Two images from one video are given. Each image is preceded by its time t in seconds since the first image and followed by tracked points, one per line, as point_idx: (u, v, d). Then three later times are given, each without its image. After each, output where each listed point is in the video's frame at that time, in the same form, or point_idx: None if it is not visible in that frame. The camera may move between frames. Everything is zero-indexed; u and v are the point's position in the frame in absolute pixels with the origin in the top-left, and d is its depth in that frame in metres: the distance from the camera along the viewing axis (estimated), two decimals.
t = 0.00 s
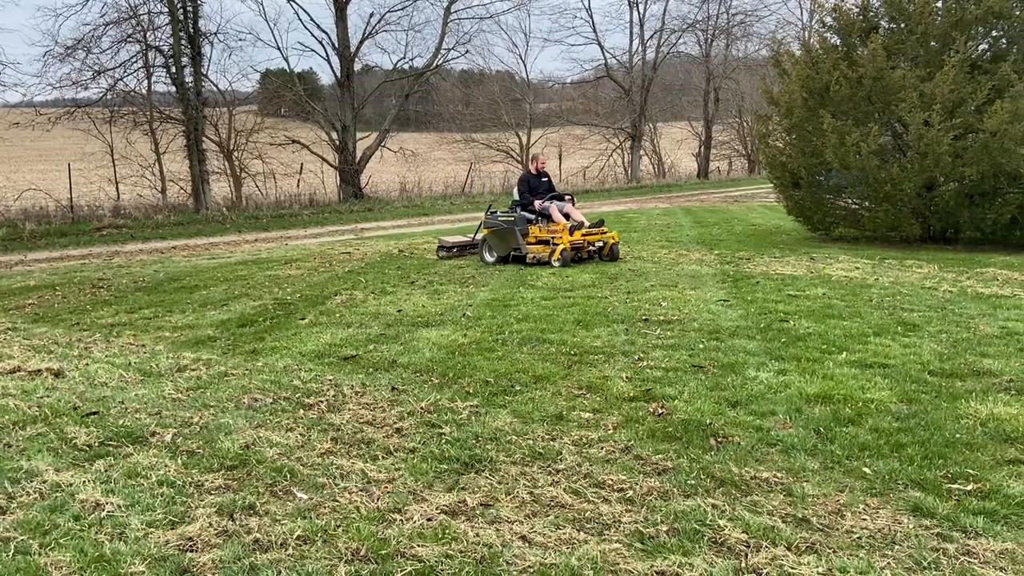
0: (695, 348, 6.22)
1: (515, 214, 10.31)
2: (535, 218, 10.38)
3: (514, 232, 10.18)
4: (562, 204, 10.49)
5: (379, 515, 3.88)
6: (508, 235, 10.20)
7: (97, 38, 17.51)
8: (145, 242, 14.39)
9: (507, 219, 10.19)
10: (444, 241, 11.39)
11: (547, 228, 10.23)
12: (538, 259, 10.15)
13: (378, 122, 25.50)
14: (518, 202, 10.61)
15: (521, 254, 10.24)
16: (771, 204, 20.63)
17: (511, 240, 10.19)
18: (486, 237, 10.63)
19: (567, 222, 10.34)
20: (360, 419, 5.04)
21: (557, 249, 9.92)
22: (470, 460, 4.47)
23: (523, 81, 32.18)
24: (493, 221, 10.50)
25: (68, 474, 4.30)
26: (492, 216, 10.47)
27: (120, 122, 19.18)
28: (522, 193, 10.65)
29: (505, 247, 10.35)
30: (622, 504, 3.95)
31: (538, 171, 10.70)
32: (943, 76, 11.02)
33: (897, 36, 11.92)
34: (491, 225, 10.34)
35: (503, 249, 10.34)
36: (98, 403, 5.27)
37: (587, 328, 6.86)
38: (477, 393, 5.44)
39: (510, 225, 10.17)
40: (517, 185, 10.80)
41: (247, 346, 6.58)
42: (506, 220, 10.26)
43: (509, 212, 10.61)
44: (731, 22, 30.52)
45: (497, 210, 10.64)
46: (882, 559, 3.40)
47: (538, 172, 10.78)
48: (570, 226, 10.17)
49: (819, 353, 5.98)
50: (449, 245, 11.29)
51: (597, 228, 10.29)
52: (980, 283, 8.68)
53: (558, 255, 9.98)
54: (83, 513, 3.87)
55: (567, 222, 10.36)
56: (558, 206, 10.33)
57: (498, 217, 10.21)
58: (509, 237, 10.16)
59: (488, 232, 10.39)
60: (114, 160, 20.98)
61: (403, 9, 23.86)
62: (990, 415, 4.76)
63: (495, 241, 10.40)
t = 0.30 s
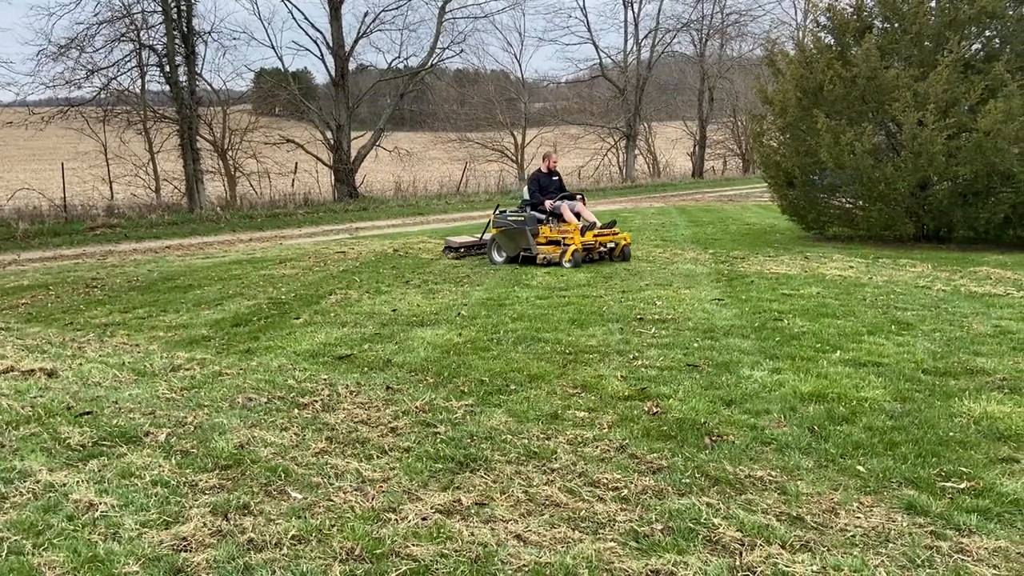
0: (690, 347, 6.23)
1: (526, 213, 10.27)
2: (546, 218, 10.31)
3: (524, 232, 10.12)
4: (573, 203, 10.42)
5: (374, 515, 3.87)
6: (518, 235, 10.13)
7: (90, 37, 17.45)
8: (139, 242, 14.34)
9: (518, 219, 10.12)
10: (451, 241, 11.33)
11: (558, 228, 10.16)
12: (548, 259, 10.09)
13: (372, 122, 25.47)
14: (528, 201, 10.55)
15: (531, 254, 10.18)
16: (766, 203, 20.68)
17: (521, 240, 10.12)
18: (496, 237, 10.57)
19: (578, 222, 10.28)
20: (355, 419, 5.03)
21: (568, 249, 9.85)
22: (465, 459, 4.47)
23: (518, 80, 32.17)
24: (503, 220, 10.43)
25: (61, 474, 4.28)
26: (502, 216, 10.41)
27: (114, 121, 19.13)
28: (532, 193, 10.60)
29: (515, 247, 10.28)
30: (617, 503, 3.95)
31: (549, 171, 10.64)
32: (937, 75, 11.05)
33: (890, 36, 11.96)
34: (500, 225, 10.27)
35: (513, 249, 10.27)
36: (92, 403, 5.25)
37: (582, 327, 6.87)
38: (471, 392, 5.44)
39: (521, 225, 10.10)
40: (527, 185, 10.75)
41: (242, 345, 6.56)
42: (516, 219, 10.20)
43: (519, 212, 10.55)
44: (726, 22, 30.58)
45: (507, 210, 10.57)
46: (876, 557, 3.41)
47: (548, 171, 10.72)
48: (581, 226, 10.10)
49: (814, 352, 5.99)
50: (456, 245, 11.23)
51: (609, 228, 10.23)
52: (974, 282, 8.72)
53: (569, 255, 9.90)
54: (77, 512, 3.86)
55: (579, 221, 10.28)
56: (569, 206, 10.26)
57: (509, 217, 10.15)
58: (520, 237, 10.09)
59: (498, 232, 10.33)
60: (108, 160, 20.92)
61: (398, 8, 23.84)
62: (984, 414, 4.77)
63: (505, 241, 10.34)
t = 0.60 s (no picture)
0: (684, 346, 6.23)
1: (537, 212, 10.15)
2: (557, 217, 10.20)
3: (536, 232, 10.00)
4: (585, 203, 10.31)
5: (368, 514, 3.87)
6: (529, 235, 10.02)
7: (83, 35, 17.37)
8: (132, 241, 14.30)
9: (530, 218, 10.00)
10: (457, 241, 11.12)
11: (570, 228, 10.06)
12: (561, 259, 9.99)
13: (367, 121, 25.44)
14: (539, 200, 10.43)
15: (543, 254, 10.07)
16: (760, 202, 20.72)
17: (532, 240, 10.03)
18: (506, 237, 10.46)
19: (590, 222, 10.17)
20: (350, 418, 5.03)
21: (582, 250, 9.75)
22: (460, 458, 4.47)
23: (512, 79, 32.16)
24: (514, 219, 10.32)
25: (55, 474, 4.26)
26: (512, 215, 10.29)
27: (107, 120, 19.05)
28: (543, 191, 10.47)
29: (526, 246, 10.17)
30: (611, 502, 3.96)
31: (560, 169, 10.50)
32: (930, 74, 11.08)
33: (884, 35, 11.98)
34: (511, 224, 10.15)
35: (524, 249, 10.16)
36: (85, 403, 5.23)
37: (577, 326, 6.87)
38: (466, 391, 5.44)
39: (532, 225, 9.99)
40: (537, 183, 10.62)
41: (236, 345, 6.55)
42: (528, 219, 10.09)
43: (529, 211, 10.44)
44: (720, 21, 30.61)
45: (518, 208, 10.45)
46: (869, 555, 3.42)
47: (559, 169, 10.59)
48: (594, 226, 10.01)
49: (807, 351, 6.00)
50: (463, 246, 11.03)
51: (622, 228, 10.16)
52: (967, 280, 8.75)
53: (582, 256, 9.80)
54: (70, 513, 3.85)
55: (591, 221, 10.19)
56: (581, 205, 10.15)
57: (520, 216, 10.03)
58: (531, 237, 9.99)
59: (509, 231, 10.22)
60: (100, 159, 20.82)
61: (392, 7, 23.79)
62: (977, 412, 4.79)
63: (516, 240, 10.23)
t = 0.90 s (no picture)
0: (678, 344, 6.24)
1: (548, 211, 10.02)
2: (569, 216, 10.05)
3: (548, 231, 9.88)
4: (597, 202, 10.15)
5: (361, 513, 3.86)
6: (541, 235, 9.90)
7: (75, 34, 17.29)
8: (125, 240, 14.24)
9: (541, 217, 9.86)
10: (463, 241, 11.01)
11: (582, 227, 9.92)
12: (574, 260, 9.84)
13: (360, 120, 25.39)
14: (550, 199, 10.28)
15: (555, 254, 9.94)
16: (754, 201, 20.74)
17: (544, 240, 9.91)
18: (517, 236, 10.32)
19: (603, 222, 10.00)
20: (343, 417, 5.02)
21: (595, 249, 9.60)
22: (453, 457, 4.46)
23: (506, 78, 32.14)
24: (524, 218, 10.19)
25: (46, 474, 4.24)
26: (524, 214, 10.14)
27: (99, 118, 18.96)
28: (554, 190, 10.32)
29: (538, 246, 10.03)
30: (605, 500, 3.96)
31: (572, 167, 10.35)
32: (923, 73, 11.12)
33: (876, 34, 12.02)
34: (522, 223, 10.02)
35: (535, 249, 10.02)
36: (76, 403, 5.20)
37: (570, 325, 6.87)
38: (460, 390, 5.43)
39: (544, 224, 9.85)
40: (548, 181, 10.47)
41: (229, 343, 6.54)
42: (539, 218, 9.95)
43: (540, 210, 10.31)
44: (714, 20, 30.65)
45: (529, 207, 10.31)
46: (862, 552, 3.43)
47: (570, 167, 10.44)
48: (607, 225, 9.85)
49: (801, 349, 6.01)
50: (470, 246, 10.91)
51: (635, 228, 9.98)
52: (960, 278, 8.78)
53: (595, 256, 9.65)
54: (61, 513, 3.83)
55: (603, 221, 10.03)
56: (594, 205, 9.99)
57: (531, 215, 9.90)
58: (543, 236, 9.87)
59: (520, 231, 10.08)
60: (93, 157, 20.72)
61: (385, 5, 23.74)
62: (969, 410, 4.81)
63: (527, 239, 10.09)
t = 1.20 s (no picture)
0: (670, 343, 6.25)
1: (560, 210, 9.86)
2: (581, 215, 9.88)
3: (560, 230, 9.74)
4: (609, 201, 9.95)
5: (353, 513, 3.85)
6: (553, 234, 9.76)
7: (65, 32, 17.21)
8: (116, 239, 14.19)
9: (553, 216, 9.68)
10: (470, 241, 10.86)
11: (595, 227, 9.76)
12: (587, 260, 9.68)
13: (353, 118, 25.33)
14: (560, 198, 10.09)
15: (568, 254, 9.80)
16: (747, 200, 20.79)
17: (556, 240, 9.78)
18: (528, 236, 10.15)
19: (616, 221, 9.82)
20: (335, 416, 5.01)
21: (609, 250, 9.44)
22: (445, 456, 4.46)
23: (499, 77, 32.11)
24: (535, 218, 10.04)
25: (36, 474, 4.22)
26: (534, 213, 9.96)
27: (90, 117, 18.86)
28: (564, 189, 10.14)
29: (550, 246, 9.87)
30: (597, 499, 3.96)
31: (582, 165, 10.16)
32: (913, 72, 11.17)
33: (868, 33, 12.06)
34: (533, 223, 9.84)
35: (547, 249, 9.85)
36: (67, 403, 5.18)
37: (563, 324, 6.87)
38: (452, 389, 5.42)
39: (556, 224, 9.68)
40: (558, 180, 10.29)
41: (221, 342, 6.52)
42: (551, 217, 9.77)
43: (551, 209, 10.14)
44: (706, 19, 30.68)
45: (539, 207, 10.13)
46: (853, 550, 3.44)
47: (580, 166, 10.25)
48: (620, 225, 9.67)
49: (792, 347, 6.03)
50: (478, 245, 10.76)
51: (649, 227, 9.82)
52: (950, 276, 8.81)
53: (610, 256, 9.48)
54: (51, 513, 3.81)
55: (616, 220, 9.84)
56: (607, 204, 9.82)
57: (542, 215, 9.72)
58: (555, 236, 9.73)
59: (531, 230, 9.91)
60: (83, 156, 20.61)
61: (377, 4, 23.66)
62: (959, 407, 4.83)
63: (538, 239, 9.92)
